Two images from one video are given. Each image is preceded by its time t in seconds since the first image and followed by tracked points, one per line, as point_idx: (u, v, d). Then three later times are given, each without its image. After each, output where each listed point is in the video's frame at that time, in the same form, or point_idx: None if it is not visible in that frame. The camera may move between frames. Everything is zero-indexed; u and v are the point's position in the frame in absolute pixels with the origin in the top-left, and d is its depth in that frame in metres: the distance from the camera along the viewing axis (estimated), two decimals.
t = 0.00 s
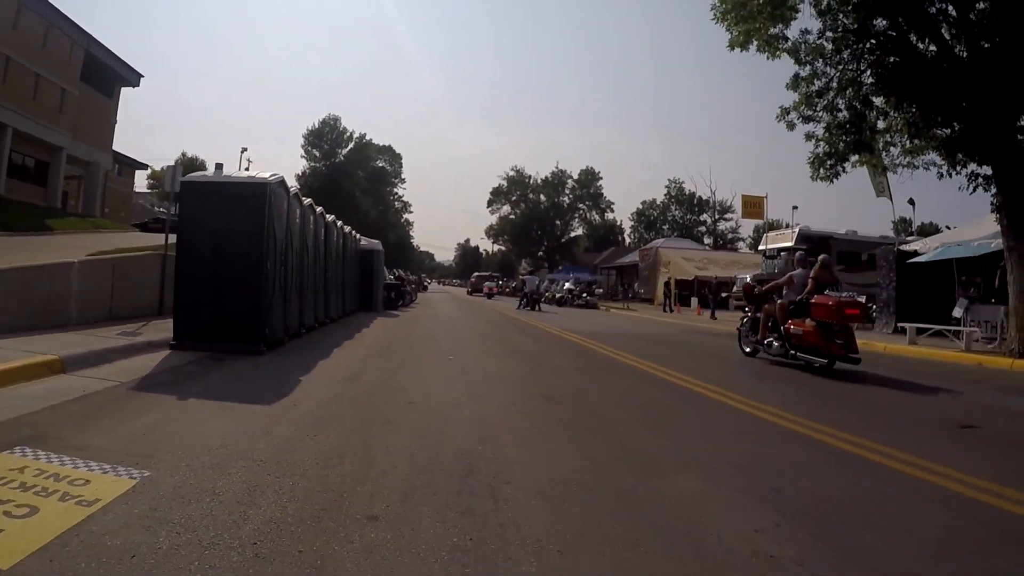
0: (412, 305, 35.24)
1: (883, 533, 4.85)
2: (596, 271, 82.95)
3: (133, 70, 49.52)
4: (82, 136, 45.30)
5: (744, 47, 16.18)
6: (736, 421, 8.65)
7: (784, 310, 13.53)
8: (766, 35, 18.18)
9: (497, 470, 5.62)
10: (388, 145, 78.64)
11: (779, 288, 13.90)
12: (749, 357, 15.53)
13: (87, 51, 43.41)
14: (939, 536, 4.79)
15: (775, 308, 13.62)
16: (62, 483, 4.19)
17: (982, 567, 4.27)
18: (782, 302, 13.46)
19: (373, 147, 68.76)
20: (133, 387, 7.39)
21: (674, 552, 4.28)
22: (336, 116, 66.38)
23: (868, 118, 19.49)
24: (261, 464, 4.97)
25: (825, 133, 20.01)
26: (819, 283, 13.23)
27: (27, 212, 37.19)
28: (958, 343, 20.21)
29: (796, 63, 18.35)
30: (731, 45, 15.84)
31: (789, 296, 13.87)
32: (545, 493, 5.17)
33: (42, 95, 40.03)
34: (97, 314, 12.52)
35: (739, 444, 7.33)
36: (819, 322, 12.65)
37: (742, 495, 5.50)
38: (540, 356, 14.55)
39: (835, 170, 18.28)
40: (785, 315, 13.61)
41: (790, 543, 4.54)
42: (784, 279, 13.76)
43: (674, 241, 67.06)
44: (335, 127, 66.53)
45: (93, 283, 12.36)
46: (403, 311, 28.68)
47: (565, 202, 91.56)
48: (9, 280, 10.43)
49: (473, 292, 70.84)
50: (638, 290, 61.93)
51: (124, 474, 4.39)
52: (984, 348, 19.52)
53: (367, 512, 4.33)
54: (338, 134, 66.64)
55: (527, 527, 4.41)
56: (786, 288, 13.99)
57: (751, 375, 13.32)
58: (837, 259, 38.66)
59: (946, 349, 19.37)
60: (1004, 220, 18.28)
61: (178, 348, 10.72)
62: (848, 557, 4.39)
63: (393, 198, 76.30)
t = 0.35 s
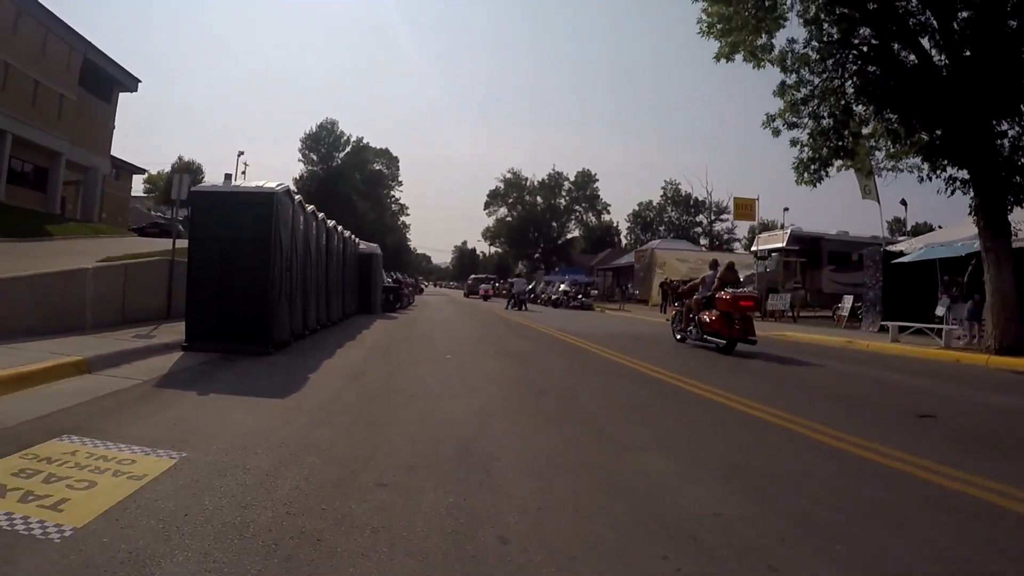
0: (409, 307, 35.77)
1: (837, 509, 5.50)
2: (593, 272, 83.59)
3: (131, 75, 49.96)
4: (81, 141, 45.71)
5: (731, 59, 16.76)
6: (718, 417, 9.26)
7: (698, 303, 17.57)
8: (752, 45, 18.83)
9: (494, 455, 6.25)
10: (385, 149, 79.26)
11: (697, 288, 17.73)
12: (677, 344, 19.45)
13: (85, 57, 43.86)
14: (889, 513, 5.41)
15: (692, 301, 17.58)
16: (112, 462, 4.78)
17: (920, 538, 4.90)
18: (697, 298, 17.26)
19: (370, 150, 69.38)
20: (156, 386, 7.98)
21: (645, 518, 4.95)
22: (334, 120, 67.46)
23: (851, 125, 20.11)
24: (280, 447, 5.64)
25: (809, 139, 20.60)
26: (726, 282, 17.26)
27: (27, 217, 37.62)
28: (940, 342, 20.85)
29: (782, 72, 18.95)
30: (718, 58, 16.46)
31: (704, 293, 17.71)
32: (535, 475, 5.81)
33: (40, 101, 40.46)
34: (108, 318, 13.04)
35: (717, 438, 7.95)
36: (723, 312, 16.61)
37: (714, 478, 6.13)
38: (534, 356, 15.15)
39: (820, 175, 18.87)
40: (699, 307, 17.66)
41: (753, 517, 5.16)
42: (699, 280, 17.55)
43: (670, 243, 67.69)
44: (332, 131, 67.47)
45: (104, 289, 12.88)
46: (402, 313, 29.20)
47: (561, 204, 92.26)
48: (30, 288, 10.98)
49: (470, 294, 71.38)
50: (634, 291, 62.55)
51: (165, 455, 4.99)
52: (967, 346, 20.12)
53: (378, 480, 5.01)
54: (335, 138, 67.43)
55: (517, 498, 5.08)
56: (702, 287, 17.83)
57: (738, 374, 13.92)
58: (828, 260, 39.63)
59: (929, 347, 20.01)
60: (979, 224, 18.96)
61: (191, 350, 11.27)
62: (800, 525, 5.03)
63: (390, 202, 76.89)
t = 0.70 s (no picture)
0: (406, 308, 36.40)
1: (799, 482, 6.16)
2: (587, 271, 84.40)
3: (126, 81, 50.32)
4: (78, 146, 46.07)
5: (713, 67, 17.48)
6: (701, 407, 9.92)
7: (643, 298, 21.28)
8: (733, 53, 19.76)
9: (492, 439, 6.90)
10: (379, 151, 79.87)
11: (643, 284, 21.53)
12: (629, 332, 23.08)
13: (81, 63, 44.28)
14: (846, 484, 6.07)
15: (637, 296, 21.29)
16: (157, 443, 5.41)
17: (871, 504, 5.55)
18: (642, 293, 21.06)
19: (365, 153, 69.95)
20: (177, 383, 8.58)
21: (627, 489, 5.61)
22: (328, 124, 67.93)
23: (831, 129, 20.80)
24: (298, 433, 6.29)
25: (790, 142, 21.32)
26: (665, 281, 20.90)
27: (26, 224, 38.08)
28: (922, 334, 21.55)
29: (764, 77, 19.66)
30: (702, 65, 17.19)
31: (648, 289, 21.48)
32: (528, 456, 6.47)
33: (37, 107, 40.82)
34: (119, 321, 13.63)
35: (704, 426, 8.50)
36: (662, 305, 20.42)
37: (692, 458, 6.79)
38: (528, 354, 15.79)
39: (802, 177, 19.55)
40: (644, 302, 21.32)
41: (724, 489, 5.82)
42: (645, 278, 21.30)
43: (663, 242, 68.32)
44: (327, 135, 67.87)
45: (115, 293, 13.47)
46: (398, 314, 29.76)
47: (555, 205, 93.09)
48: (49, 293, 11.57)
49: (464, 294, 71.98)
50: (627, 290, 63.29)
51: (199, 438, 5.65)
52: (947, 339, 20.84)
53: (390, 458, 5.67)
54: (330, 141, 67.89)
55: (512, 473, 5.74)
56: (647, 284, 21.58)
57: (723, 368, 14.58)
58: (816, 258, 40.29)
59: (909, 340, 20.72)
60: (955, 223, 19.73)
61: (201, 351, 11.89)
62: (764, 495, 5.69)
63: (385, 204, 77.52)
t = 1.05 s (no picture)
0: (403, 308, 36.88)
1: (767, 464, 6.83)
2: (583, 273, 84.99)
3: (127, 83, 50.56)
4: (79, 148, 46.29)
5: (703, 77, 18.21)
6: (685, 401, 10.58)
7: (607, 298, 24.63)
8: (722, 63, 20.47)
9: (489, 427, 7.55)
10: (376, 153, 80.39)
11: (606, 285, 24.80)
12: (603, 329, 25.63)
13: (83, 65, 44.50)
14: (809, 465, 6.74)
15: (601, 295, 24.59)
16: (191, 427, 6.09)
17: (829, 482, 6.21)
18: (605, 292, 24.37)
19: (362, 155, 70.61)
20: (195, 377, 9.19)
21: (610, 468, 6.27)
22: (326, 126, 68.65)
23: (817, 136, 21.51)
24: (312, 422, 6.75)
25: (777, 149, 22.03)
26: (626, 283, 24.22)
27: (28, 225, 38.40)
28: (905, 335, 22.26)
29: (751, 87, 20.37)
30: (693, 75, 17.83)
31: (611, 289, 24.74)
32: (528, 445, 6.85)
33: (40, 109, 41.02)
34: (130, 320, 14.20)
35: (695, 421, 8.88)
36: (621, 303, 23.78)
37: (672, 443, 7.44)
38: (523, 352, 16.44)
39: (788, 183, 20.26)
40: (608, 301, 24.62)
41: (712, 477, 6.19)
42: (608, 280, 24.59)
43: (658, 244, 68.85)
44: (326, 137, 68.63)
45: (127, 293, 14.08)
46: (396, 314, 30.29)
47: (551, 207, 93.78)
48: (67, 292, 12.18)
49: (460, 295, 72.47)
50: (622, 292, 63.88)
51: (226, 423, 6.34)
52: (929, 340, 21.55)
53: (398, 440, 6.31)
54: (328, 143, 68.65)
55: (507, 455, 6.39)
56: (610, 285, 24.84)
57: (715, 369, 14.98)
58: (807, 260, 40.89)
59: (891, 341, 21.42)
60: (936, 228, 20.47)
61: (211, 348, 12.50)
62: (734, 474, 6.35)
63: (382, 205, 78.02)
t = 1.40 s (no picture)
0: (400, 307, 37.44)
1: (741, 450, 7.49)
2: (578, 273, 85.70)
3: (129, 83, 51.05)
4: (81, 147, 46.73)
5: (694, 86, 18.90)
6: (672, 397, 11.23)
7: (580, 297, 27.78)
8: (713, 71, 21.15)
9: (488, 419, 8.20)
10: (374, 153, 80.92)
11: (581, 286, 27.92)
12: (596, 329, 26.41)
13: (85, 65, 44.94)
14: (781, 453, 7.37)
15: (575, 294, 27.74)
16: (219, 411, 6.80)
17: (809, 472, 6.64)
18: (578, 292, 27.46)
19: (361, 155, 71.22)
20: (212, 372, 9.79)
21: (596, 451, 6.93)
22: (325, 126, 69.48)
23: (804, 143, 22.21)
24: (324, 414, 7.21)
25: (765, 154, 22.73)
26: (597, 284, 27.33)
27: (32, 223, 38.89)
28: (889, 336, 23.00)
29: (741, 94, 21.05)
30: (684, 83, 18.48)
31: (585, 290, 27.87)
32: (526, 437, 7.32)
33: (42, 109, 41.42)
34: (138, 318, 14.68)
35: (685, 417, 9.33)
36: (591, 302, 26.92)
37: (656, 432, 8.08)
38: (520, 350, 16.94)
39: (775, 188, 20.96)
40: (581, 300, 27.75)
41: (700, 466, 6.62)
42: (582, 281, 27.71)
43: (653, 244, 69.50)
44: (324, 137, 69.50)
45: (137, 291, 14.60)
46: (395, 313, 30.86)
47: (547, 207, 94.52)
48: (84, 289, 12.78)
49: (457, 295, 73.08)
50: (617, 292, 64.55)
51: (249, 409, 7.06)
52: (911, 341, 22.28)
53: (406, 428, 6.96)
54: (327, 143, 69.42)
55: (503, 439, 7.05)
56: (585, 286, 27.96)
57: (707, 369, 15.44)
58: (799, 262, 41.51)
59: (875, 342, 22.17)
60: (918, 233, 21.19)
61: (222, 344, 13.13)
62: (710, 457, 6.99)
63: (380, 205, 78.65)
